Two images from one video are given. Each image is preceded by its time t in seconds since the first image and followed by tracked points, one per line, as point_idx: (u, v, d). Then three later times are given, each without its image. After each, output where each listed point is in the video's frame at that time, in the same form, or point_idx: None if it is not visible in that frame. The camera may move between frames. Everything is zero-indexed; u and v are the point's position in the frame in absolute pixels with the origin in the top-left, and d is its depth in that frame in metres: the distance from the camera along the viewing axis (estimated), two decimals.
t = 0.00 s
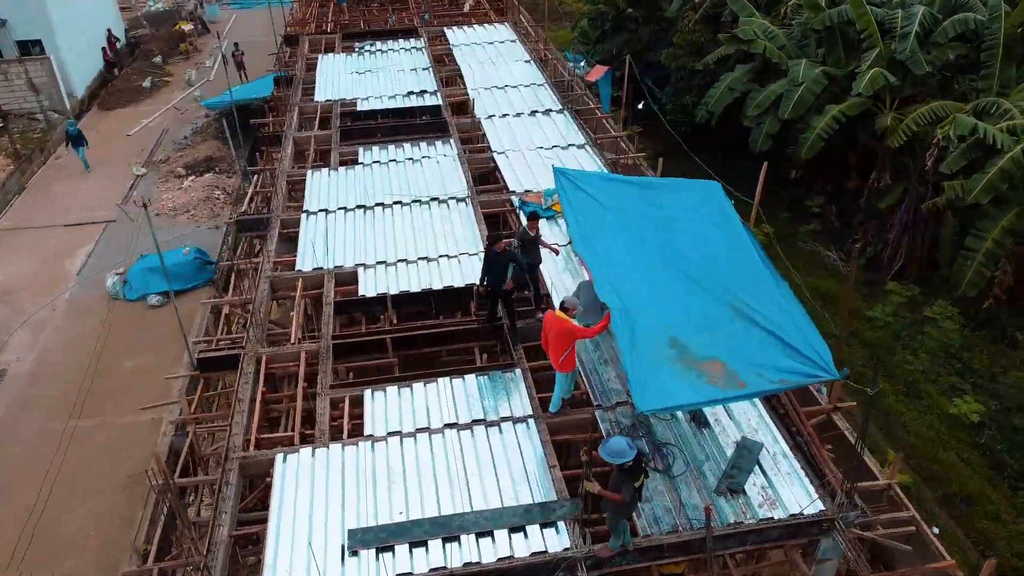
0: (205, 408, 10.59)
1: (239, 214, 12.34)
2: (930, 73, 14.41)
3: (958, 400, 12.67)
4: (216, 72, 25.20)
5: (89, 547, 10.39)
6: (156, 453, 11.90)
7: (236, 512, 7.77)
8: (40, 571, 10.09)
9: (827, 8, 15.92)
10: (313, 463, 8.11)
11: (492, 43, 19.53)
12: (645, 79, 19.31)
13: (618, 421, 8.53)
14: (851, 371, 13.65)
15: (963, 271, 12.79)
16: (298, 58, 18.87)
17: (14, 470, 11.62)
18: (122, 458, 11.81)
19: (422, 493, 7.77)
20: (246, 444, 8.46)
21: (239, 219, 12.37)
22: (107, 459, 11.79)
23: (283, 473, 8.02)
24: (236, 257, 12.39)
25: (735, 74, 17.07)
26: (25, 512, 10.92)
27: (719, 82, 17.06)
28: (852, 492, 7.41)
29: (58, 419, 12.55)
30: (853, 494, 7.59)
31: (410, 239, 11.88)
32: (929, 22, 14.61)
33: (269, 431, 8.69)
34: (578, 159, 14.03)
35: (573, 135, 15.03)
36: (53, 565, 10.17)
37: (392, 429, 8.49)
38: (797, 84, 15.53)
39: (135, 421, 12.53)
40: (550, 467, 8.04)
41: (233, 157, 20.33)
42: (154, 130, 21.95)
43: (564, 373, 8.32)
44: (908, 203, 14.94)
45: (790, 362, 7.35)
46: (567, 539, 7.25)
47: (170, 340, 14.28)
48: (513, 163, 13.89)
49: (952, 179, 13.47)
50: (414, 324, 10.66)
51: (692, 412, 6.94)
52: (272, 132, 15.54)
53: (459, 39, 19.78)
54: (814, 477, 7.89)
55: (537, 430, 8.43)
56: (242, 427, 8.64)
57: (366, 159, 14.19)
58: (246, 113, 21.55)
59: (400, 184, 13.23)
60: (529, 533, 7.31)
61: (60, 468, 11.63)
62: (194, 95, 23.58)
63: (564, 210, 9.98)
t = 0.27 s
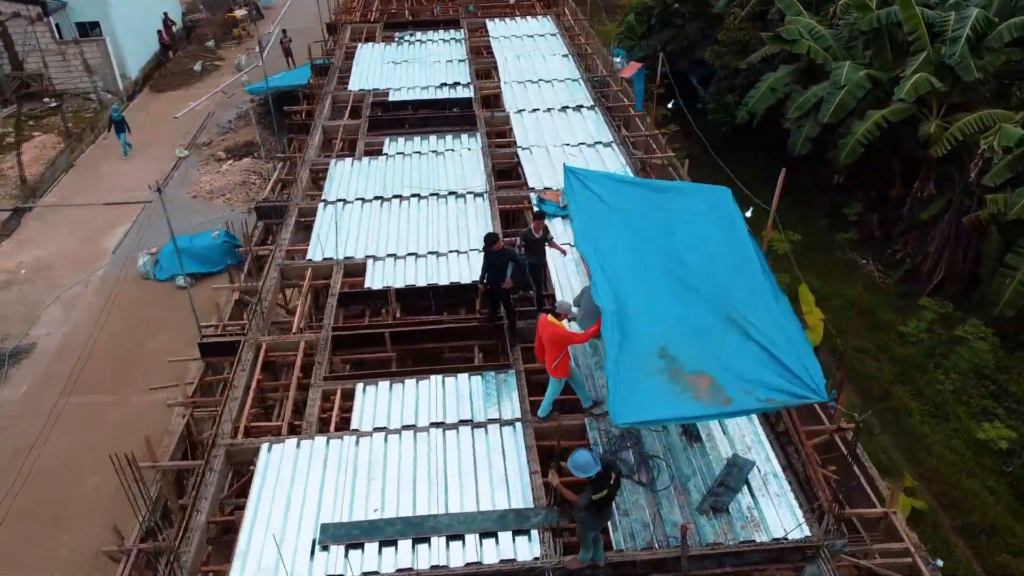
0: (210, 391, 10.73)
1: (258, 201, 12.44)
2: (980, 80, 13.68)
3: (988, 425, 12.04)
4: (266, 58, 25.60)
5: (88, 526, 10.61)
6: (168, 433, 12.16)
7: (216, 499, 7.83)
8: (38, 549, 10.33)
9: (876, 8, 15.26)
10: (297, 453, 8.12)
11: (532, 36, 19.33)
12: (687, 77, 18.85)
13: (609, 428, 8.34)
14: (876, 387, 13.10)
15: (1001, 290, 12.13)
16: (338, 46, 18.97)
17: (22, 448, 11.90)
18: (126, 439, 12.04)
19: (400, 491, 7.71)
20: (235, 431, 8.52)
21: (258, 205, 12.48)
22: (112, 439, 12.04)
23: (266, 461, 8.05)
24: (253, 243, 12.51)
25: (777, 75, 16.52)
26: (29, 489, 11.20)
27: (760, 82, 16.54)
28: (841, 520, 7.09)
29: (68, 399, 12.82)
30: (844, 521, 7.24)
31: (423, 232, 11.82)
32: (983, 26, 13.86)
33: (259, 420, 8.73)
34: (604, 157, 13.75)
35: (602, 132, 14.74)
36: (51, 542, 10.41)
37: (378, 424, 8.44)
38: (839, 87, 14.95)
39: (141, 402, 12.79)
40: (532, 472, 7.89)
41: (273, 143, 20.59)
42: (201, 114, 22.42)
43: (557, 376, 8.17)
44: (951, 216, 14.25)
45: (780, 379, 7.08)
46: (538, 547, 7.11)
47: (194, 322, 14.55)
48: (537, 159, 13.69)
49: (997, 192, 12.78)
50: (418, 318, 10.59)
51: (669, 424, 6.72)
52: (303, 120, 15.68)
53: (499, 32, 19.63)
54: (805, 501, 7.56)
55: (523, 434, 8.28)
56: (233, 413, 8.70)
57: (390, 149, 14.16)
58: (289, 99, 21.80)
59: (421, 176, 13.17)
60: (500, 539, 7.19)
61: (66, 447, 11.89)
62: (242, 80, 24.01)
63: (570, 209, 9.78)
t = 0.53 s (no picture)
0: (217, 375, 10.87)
1: (277, 188, 12.53)
2: None
3: (1017, 454, 11.41)
4: (314, 44, 25.84)
5: (91, 507, 10.74)
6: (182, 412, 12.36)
7: (200, 484, 7.93)
8: (43, 532, 10.45)
9: (928, 10, 14.55)
10: (283, 444, 8.16)
11: (573, 30, 19.05)
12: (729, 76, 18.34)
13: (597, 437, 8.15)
14: (901, 407, 12.52)
15: None
16: (378, 35, 19.00)
17: (33, 431, 12.02)
18: (124, 423, 12.12)
19: (378, 488, 7.67)
20: (226, 418, 8.60)
21: (277, 193, 12.58)
22: (121, 420, 12.19)
23: (252, 450, 8.11)
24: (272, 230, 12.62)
25: (820, 77, 15.94)
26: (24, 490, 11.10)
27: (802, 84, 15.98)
28: (824, 547, 6.77)
29: (91, 374, 13.16)
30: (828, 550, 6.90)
31: (436, 226, 11.74)
32: None
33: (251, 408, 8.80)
34: (629, 157, 13.45)
35: (631, 131, 14.43)
36: (56, 525, 10.53)
37: (365, 419, 8.42)
38: (882, 92, 14.33)
39: (141, 387, 12.87)
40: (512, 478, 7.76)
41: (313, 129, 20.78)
42: (246, 98, 22.75)
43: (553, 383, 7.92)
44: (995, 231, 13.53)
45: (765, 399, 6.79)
46: (507, 555, 6.99)
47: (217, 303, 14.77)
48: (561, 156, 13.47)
49: None
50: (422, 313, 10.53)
51: (643, 442, 6.50)
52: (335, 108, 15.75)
53: (540, 25, 19.41)
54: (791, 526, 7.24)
55: (508, 437, 8.16)
56: (226, 400, 8.78)
57: (415, 141, 14.12)
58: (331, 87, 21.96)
59: (441, 170, 13.09)
60: (470, 544, 7.10)
61: (66, 437, 11.89)
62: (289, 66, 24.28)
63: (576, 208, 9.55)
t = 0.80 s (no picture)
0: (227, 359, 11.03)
1: (299, 177, 12.62)
2: None
3: None
4: (363, 33, 26.02)
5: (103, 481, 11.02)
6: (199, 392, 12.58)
7: (186, 469, 8.03)
8: (56, 503, 10.75)
9: (982, 14, 13.87)
10: (271, 434, 8.20)
11: (615, 25, 18.74)
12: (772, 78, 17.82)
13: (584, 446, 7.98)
14: (926, 429, 11.97)
15: None
16: (419, 25, 18.99)
17: (57, 402, 12.39)
18: (143, 400, 12.41)
19: (356, 485, 7.66)
20: (220, 405, 8.69)
21: (298, 180, 12.67)
22: (142, 396, 12.48)
23: (240, 438, 8.18)
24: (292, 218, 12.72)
25: (866, 81, 15.36)
26: (35, 473, 11.22)
27: (846, 88, 15.41)
28: None
29: (118, 350, 13.50)
30: None
31: (450, 220, 11.66)
32: None
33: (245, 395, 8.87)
34: (654, 157, 13.14)
35: (660, 130, 14.11)
36: (68, 497, 10.82)
37: (354, 414, 8.40)
38: (928, 100, 13.72)
39: (163, 365, 13.15)
40: (492, 483, 7.65)
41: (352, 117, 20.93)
42: (292, 84, 23.04)
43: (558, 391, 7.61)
44: None
45: (746, 419, 6.51)
46: (477, 562, 6.90)
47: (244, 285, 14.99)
48: (584, 153, 13.25)
49: None
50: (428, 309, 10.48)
51: (614, 456, 6.29)
52: (367, 98, 15.81)
53: (583, 19, 19.14)
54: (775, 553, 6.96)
55: (493, 440, 8.05)
56: (221, 387, 8.87)
57: (441, 134, 14.06)
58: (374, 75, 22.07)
59: (463, 164, 13.01)
60: (441, 548, 7.04)
61: (89, 410, 12.23)
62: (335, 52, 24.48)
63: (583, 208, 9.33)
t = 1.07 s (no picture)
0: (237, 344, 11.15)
1: (321, 167, 12.67)
2: None
3: None
4: (412, 21, 26.07)
5: (115, 454, 11.24)
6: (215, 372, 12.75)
7: (176, 452, 8.14)
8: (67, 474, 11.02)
9: None
10: (260, 423, 8.26)
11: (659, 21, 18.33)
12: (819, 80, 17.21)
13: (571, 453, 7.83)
14: (951, 455, 11.41)
15: None
16: (460, 16, 18.90)
17: (80, 374, 12.70)
18: (161, 377, 12.63)
19: (337, 479, 7.66)
20: (216, 390, 8.78)
21: (320, 169, 12.74)
22: (160, 373, 12.70)
23: (230, 424, 8.26)
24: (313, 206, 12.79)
25: (915, 87, 14.70)
26: (44, 449, 11.43)
27: (894, 93, 14.78)
28: None
29: (143, 326, 13.78)
30: None
31: (465, 215, 11.56)
32: None
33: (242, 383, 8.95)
34: (680, 159, 12.80)
35: (691, 131, 13.74)
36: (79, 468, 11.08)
37: (344, 408, 8.41)
38: (977, 109, 13.06)
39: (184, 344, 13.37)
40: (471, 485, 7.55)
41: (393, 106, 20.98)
42: (338, 71, 23.21)
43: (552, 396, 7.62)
44: None
45: (724, 440, 6.27)
46: (445, 566, 6.82)
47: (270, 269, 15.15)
48: (610, 153, 12.99)
49: None
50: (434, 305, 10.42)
51: (584, 470, 6.12)
52: (400, 88, 15.79)
53: (627, 14, 18.78)
54: None
55: (478, 443, 7.96)
56: (219, 373, 8.96)
57: (467, 127, 13.95)
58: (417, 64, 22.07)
59: (485, 159, 12.89)
60: (411, 549, 6.98)
61: (109, 384, 12.50)
62: (383, 41, 24.56)
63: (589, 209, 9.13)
